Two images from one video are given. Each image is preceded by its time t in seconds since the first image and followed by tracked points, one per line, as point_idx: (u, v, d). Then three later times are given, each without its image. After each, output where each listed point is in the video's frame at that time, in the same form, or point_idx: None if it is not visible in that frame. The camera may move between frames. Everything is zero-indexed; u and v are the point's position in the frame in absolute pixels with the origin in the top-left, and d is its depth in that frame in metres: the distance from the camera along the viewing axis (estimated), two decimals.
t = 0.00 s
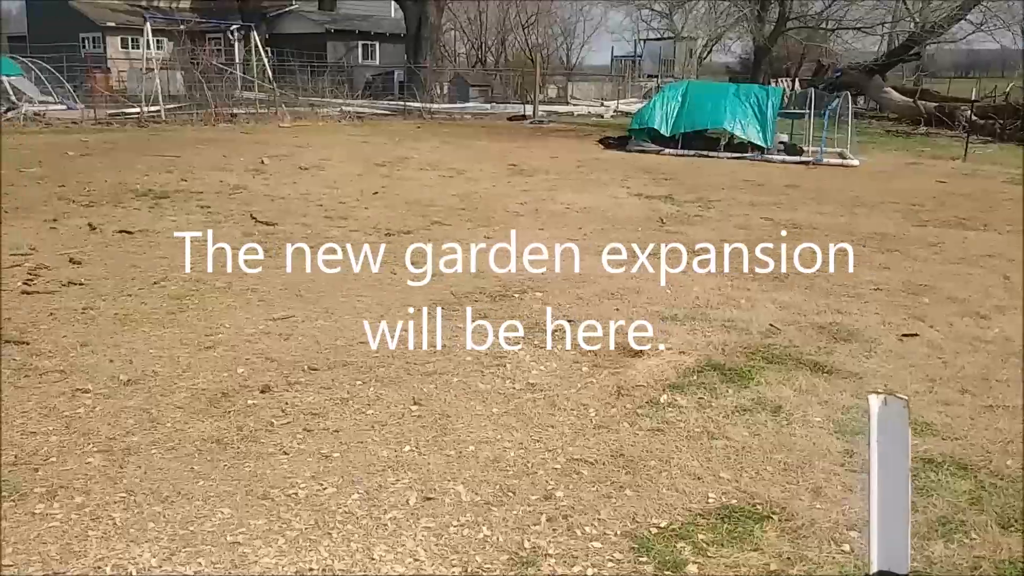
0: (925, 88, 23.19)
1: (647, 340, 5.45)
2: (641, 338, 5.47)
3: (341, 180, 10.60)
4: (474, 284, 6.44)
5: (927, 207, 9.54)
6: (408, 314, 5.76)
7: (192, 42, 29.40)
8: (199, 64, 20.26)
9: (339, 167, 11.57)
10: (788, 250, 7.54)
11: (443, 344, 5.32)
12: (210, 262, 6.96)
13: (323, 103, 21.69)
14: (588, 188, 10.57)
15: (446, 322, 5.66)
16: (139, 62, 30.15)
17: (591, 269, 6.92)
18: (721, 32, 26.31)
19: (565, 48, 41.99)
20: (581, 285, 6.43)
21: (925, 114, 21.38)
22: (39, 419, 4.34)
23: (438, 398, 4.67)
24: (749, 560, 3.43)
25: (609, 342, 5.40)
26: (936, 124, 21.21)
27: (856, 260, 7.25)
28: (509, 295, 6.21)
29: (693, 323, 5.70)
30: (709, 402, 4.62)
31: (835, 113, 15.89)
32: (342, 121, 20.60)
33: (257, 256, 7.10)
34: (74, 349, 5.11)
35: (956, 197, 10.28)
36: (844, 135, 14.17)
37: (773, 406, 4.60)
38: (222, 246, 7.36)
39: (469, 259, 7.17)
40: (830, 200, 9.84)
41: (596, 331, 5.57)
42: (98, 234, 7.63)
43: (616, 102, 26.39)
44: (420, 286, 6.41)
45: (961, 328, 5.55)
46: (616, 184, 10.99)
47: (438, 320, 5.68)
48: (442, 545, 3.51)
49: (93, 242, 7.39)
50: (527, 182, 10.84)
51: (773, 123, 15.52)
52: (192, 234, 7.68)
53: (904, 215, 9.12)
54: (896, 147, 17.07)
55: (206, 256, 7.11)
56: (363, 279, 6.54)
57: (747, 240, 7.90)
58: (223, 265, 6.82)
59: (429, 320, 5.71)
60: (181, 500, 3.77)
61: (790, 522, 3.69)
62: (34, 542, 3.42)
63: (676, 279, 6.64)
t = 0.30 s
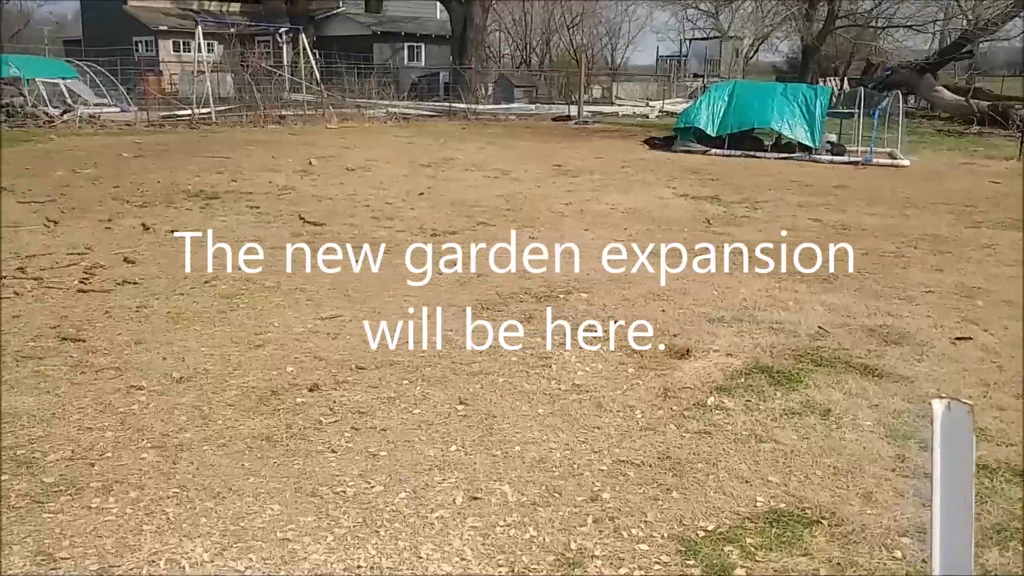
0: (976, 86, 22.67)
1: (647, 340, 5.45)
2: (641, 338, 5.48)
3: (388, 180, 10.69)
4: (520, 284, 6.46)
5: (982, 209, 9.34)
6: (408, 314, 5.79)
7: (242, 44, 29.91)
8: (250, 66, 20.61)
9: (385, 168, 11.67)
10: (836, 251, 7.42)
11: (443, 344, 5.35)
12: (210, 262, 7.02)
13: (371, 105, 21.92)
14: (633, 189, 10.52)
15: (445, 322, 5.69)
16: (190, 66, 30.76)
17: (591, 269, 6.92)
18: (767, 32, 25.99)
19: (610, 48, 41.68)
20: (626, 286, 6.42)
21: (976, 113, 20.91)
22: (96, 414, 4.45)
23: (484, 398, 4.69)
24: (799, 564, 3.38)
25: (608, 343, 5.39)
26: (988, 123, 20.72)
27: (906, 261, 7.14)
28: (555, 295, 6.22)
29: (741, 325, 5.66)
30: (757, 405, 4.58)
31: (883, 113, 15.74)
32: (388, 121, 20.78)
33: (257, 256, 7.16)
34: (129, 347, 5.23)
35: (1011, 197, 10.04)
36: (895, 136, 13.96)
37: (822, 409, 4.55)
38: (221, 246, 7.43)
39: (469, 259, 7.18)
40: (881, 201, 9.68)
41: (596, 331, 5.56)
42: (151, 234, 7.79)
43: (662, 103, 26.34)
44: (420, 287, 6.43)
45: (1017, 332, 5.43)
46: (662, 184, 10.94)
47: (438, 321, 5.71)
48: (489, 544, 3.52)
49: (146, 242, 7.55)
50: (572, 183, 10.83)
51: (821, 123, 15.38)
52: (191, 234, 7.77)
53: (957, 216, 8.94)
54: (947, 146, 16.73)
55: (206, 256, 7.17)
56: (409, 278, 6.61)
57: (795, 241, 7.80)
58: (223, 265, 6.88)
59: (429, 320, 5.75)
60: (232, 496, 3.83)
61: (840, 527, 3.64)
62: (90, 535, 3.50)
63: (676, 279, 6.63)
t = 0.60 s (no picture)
0: None
1: (647, 340, 5.48)
2: (641, 338, 5.51)
3: (433, 182, 10.77)
4: (565, 286, 6.47)
5: None
6: (408, 314, 5.85)
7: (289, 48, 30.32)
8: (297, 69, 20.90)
9: (431, 170, 11.75)
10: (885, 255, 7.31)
11: (444, 344, 5.40)
12: (211, 262, 7.13)
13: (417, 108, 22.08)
14: (678, 191, 10.46)
15: (446, 322, 5.73)
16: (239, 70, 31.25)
17: (591, 268, 6.97)
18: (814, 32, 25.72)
19: (654, 49, 41.44)
20: (672, 289, 6.41)
21: None
22: (148, 412, 4.54)
23: (529, 400, 4.70)
24: (848, 571, 3.34)
25: (609, 343, 5.42)
26: None
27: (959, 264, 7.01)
28: (600, 297, 6.23)
29: (788, 328, 5.61)
30: (804, 410, 4.54)
31: (932, 113, 15.55)
32: (434, 123, 20.92)
33: (257, 256, 7.27)
34: (180, 346, 5.33)
35: None
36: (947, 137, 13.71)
37: (872, 414, 4.49)
38: (222, 246, 7.54)
39: (469, 259, 7.26)
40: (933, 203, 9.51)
41: (596, 331, 5.59)
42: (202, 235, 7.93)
43: (707, 105, 26.19)
44: (421, 287, 6.51)
45: None
46: (708, 186, 10.86)
47: (437, 320, 5.77)
48: (535, 546, 3.53)
49: (197, 243, 7.70)
50: (616, 185, 10.80)
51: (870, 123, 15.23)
52: (191, 235, 7.91)
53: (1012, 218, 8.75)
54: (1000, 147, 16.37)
55: (207, 255, 7.29)
56: (455, 279, 6.66)
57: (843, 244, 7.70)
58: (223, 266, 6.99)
59: (429, 320, 5.81)
60: (281, 494, 3.89)
61: (891, 534, 3.58)
62: (144, 530, 3.58)
63: (676, 279, 6.66)
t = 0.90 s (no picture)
0: None
1: (648, 339, 5.53)
2: (641, 338, 5.56)
3: (478, 185, 10.82)
4: (609, 289, 6.48)
5: None
6: (408, 314, 5.95)
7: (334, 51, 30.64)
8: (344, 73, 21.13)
9: (476, 172, 11.81)
10: (934, 260, 7.21)
11: (443, 343, 5.48)
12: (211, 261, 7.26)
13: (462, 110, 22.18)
14: (723, 194, 10.39)
15: (444, 322, 5.82)
16: (286, 73, 31.67)
17: (590, 268, 7.05)
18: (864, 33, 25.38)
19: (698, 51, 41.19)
20: (716, 292, 6.38)
21: None
22: (199, 410, 4.63)
23: (574, 402, 4.72)
24: None
25: (609, 342, 5.47)
26: None
27: (1011, 270, 6.90)
28: (644, 300, 6.23)
29: (834, 333, 5.56)
30: (852, 416, 4.50)
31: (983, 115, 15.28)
32: (478, 127, 21.00)
33: (257, 256, 7.40)
34: (229, 345, 5.43)
35: None
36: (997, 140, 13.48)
37: (921, 421, 4.44)
38: (222, 247, 7.69)
39: (469, 259, 7.37)
40: (984, 208, 9.35)
41: (596, 331, 5.65)
42: (251, 236, 8.06)
43: (752, 107, 25.99)
44: (420, 286, 6.62)
45: None
46: (753, 189, 10.78)
47: (436, 320, 5.86)
48: (579, 548, 3.54)
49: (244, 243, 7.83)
50: (660, 188, 10.76)
51: (920, 125, 15.08)
52: (191, 235, 8.06)
53: None
54: None
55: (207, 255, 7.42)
56: (498, 281, 6.71)
57: (891, 249, 7.60)
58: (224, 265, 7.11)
59: (428, 320, 5.89)
60: (328, 492, 3.94)
61: (941, 543, 3.53)
62: (195, 526, 3.65)
63: (675, 280, 6.73)
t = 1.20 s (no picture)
0: None
1: (646, 339, 5.58)
2: (640, 338, 5.62)
3: (522, 188, 10.85)
4: (652, 292, 6.47)
5: None
6: (408, 314, 6.03)
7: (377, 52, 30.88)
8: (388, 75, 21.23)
9: (520, 175, 11.84)
10: (984, 265, 7.08)
11: (443, 343, 5.55)
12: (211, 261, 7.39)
13: (503, 113, 22.22)
14: (768, 197, 10.29)
15: (445, 321, 5.92)
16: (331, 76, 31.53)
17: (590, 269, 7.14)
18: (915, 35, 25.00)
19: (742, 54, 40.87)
20: (759, 296, 6.34)
21: None
22: (246, 408, 4.72)
23: (617, 405, 4.73)
24: None
25: (608, 343, 5.54)
26: None
27: None
28: (688, 303, 6.21)
29: (881, 338, 5.50)
30: (901, 423, 4.45)
31: None
32: (520, 129, 21.03)
33: (257, 256, 7.53)
34: (275, 344, 5.52)
35: None
36: None
37: (972, 428, 4.38)
38: (222, 246, 7.83)
39: (469, 259, 7.47)
40: None
41: (596, 331, 5.71)
42: (294, 237, 8.17)
43: (798, 110, 25.70)
44: (419, 286, 6.71)
45: None
46: (798, 192, 10.66)
47: (436, 320, 5.95)
48: (623, 551, 3.54)
49: (280, 243, 7.95)
50: (703, 191, 10.69)
51: (971, 127, 14.80)
52: (192, 235, 8.20)
53: None
54: None
55: (208, 255, 7.55)
56: (540, 284, 6.73)
57: (939, 254, 7.48)
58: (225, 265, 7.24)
59: (428, 319, 5.98)
60: (373, 492, 3.98)
61: (992, 553, 3.48)
62: (243, 522, 3.71)
63: (674, 280, 6.81)
